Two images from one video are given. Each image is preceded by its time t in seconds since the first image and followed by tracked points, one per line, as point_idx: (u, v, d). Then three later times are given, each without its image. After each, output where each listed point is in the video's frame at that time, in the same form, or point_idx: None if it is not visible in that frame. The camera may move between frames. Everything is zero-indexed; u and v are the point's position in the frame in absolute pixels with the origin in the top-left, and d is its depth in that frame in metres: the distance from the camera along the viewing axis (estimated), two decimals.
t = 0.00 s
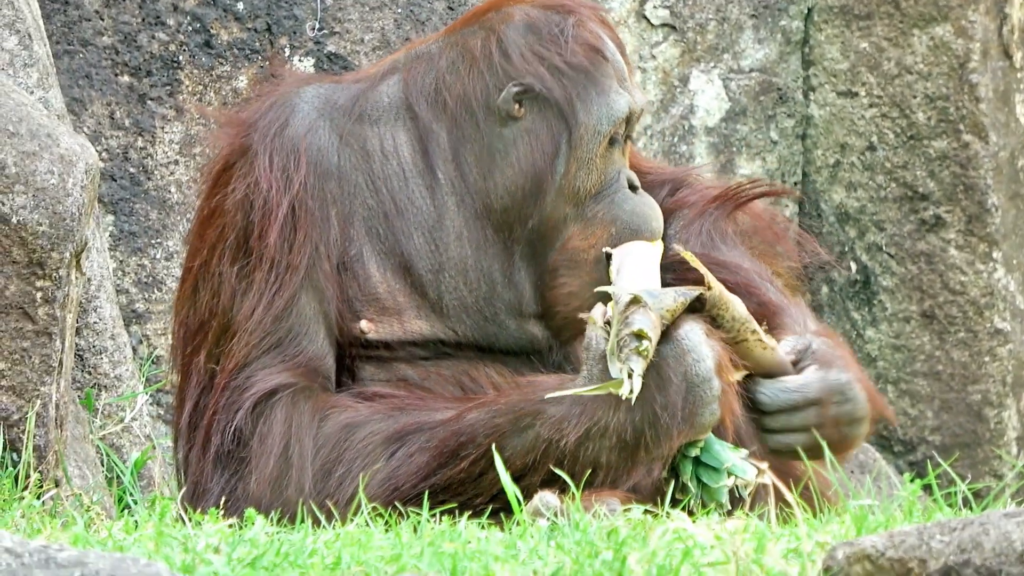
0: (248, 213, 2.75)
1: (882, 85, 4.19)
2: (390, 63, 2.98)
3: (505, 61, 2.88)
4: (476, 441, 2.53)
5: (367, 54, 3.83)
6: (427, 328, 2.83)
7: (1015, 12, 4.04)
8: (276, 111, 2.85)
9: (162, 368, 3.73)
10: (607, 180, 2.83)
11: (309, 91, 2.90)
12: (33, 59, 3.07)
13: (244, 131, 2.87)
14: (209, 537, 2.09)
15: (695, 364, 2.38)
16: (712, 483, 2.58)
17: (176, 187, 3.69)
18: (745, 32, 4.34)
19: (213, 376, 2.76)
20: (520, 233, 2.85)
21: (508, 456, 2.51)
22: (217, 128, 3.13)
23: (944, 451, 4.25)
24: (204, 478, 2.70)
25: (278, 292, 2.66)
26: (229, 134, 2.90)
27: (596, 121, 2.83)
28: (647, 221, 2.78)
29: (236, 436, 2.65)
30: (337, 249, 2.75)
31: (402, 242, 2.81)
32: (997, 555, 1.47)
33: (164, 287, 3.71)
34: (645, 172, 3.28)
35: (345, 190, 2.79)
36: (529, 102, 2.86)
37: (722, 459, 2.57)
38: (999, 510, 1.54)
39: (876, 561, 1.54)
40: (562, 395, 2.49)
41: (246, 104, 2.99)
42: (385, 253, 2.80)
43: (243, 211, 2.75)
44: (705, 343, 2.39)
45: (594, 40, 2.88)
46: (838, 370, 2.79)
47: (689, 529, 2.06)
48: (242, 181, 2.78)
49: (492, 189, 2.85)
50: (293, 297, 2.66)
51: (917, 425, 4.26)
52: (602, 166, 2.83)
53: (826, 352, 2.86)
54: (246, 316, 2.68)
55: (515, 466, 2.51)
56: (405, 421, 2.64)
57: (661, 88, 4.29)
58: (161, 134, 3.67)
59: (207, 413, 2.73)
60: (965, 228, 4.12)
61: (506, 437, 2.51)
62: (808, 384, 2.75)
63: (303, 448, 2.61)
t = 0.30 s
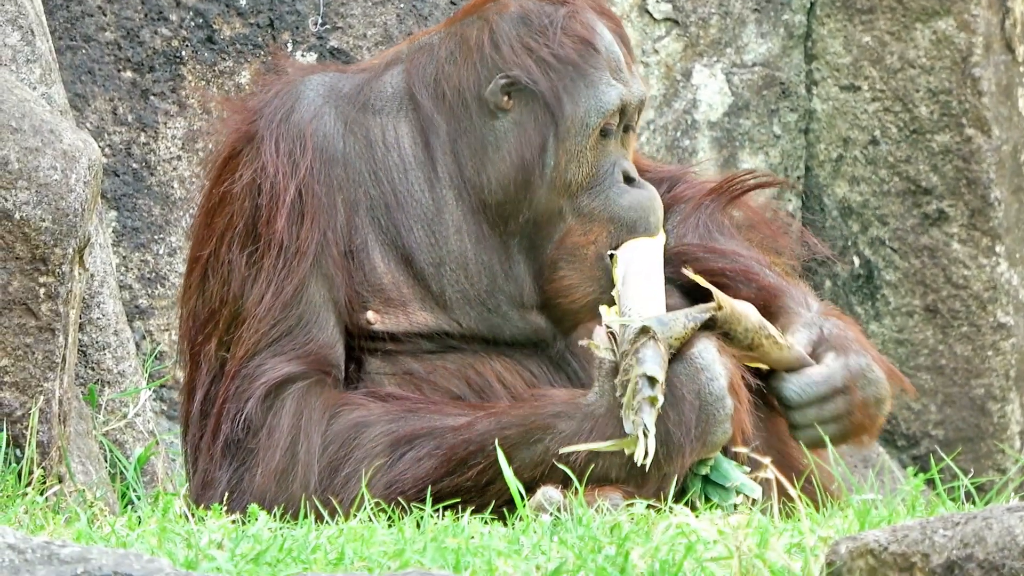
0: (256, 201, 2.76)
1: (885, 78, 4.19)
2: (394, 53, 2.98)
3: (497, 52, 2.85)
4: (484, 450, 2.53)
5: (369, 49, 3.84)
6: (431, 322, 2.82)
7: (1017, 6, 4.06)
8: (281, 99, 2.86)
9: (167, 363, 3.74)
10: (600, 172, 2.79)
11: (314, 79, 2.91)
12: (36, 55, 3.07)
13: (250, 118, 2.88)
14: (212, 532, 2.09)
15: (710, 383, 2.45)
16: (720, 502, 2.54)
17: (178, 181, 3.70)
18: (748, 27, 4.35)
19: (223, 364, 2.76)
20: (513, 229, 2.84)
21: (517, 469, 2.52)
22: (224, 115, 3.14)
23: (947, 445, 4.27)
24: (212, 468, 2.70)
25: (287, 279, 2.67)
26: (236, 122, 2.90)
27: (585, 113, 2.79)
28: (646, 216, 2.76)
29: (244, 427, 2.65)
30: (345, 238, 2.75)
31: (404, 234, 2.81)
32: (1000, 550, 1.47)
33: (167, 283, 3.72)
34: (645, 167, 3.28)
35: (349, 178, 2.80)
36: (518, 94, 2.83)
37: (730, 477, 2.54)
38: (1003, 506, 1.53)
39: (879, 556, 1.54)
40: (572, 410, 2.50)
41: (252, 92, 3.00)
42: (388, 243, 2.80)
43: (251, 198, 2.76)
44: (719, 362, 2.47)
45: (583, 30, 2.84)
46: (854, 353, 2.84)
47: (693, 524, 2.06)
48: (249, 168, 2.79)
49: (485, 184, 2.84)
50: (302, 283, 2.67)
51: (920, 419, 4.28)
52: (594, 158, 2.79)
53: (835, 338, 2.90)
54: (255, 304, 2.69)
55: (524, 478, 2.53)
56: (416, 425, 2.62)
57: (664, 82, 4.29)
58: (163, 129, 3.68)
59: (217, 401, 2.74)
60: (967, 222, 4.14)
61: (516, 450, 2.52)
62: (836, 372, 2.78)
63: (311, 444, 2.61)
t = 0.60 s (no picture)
0: (259, 199, 2.76)
1: (885, 76, 4.24)
2: (395, 52, 2.99)
3: (492, 57, 2.85)
4: (488, 452, 2.53)
5: (369, 47, 3.82)
6: (434, 321, 2.81)
7: (1017, 3, 4.16)
8: (283, 97, 2.87)
9: (166, 362, 3.74)
10: (600, 174, 2.80)
11: (316, 77, 2.92)
12: (35, 54, 3.07)
13: (252, 116, 2.88)
14: (212, 531, 2.09)
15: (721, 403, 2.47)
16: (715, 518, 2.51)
17: (177, 180, 3.70)
18: (748, 25, 4.31)
19: (226, 362, 2.76)
20: (514, 233, 2.84)
21: (519, 472, 2.52)
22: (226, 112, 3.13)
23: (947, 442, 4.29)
24: (214, 466, 2.70)
25: (289, 277, 2.68)
26: (239, 119, 2.91)
27: (581, 117, 2.80)
28: (649, 217, 2.75)
29: (245, 426, 2.65)
30: (347, 237, 2.75)
31: (405, 234, 2.81)
32: (1000, 547, 1.46)
33: (167, 282, 3.72)
34: (649, 166, 3.28)
35: (351, 177, 2.80)
36: (514, 101, 2.84)
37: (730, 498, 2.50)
38: (1003, 502, 1.52)
39: (879, 554, 1.55)
40: (579, 415, 2.53)
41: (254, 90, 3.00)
42: (389, 243, 2.80)
43: (254, 196, 2.76)
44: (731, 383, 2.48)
45: (577, 34, 2.84)
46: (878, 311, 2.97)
47: (693, 522, 2.06)
48: (251, 166, 2.79)
49: (486, 188, 2.84)
50: (304, 281, 2.67)
51: (920, 417, 4.30)
52: (593, 161, 2.80)
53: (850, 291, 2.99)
54: (258, 302, 2.69)
55: (525, 480, 2.52)
56: (420, 425, 2.62)
57: (663, 80, 4.26)
58: (163, 128, 3.68)
59: (219, 399, 2.73)
60: (967, 219, 4.17)
61: (519, 452, 2.52)
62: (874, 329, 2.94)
63: (313, 443, 2.61)
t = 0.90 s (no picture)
0: (263, 195, 2.75)
1: (882, 74, 4.23)
2: (401, 54, 2.99)
3: (499, 66, 2.85)
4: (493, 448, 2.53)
5: (366, 46, 3.82)
6: (435, 321, 2.82)
7: (1014, 1, 4.11)
8: (288, 95, 2.86)
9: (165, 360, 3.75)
10: (599, 190, 2.80)
11: (321, 76, 2.91)
12: (33, 52, 3.06)
13: (256, 113, 2.88)
14: (209, 529, 2.09)
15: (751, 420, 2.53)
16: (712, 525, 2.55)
17: (175, 179, 3.70)
18: (745, 23, 4.33)
19: (228, 359, 2.74)
20: (515, 241, 2.83)
21: (522, 470, 2.52)
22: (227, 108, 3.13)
23: (944, 440, 4.31)
24: (216, 462, 2.69)
25: (293, 274, 2.66)
26: (243, 116, 2.90)
27: (583, 134, 2.79)
28: (649, 234, 2.76)
29: (248, 421, 2.64)
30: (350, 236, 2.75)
31: (406, 235, 2.81)
32: (995, 544, 1.46)
33: (164, 280, 3.73)
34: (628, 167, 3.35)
35: (355, 175, 2.80)
36: (517, 112, 2.83)
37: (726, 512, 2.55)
38: (1000, 499, 1.52)
39: (875, 552, 1.56)
40: (587, 416, 2.55)
41: (258, 87, 2.99)
42: (391, 243, 2.80)
43: (258, 192, 2.75)
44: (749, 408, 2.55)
45: (586, 51, 2.83)
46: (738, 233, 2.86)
47: (689, 519, 2.07)
48: (255, 162, 2.78)
49: (486, 197, 2.84)
50: (308, 279, 2.66)
51: (917, 415, 4.33)
52: (592, 177, 2.80)
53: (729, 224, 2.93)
54: (260, 299, 2.68)
55: (526, 478, 2.52)
56: (423, 423, 2.62)
57: (660, 78, 4.29)
58: (161, 126, 3.69)
59: (222, 396, 2.72)
60: (964, 217, 4.17)
61: (523, 450, 2.52)
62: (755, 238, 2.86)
63: (317, 439, 2.61)
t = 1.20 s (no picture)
0: (249, 201, 2.74)
1: (877, 76, 4.24)
2: (395, 59, 2.97)
3: (493, 88, 2.84)
4: (481, 442, 2.53)
5: (362, 47, 3.83)
6: (419, 330, 2.85)
7: (1010, 3, 4.11)
8: (276, 100, 2.86)
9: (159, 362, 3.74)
10: (575, 222, 2.76)
11: (310, 81, 2.90)
12: (28, 53, 3.07)
13: (243, 117, 2.87)
14: (203, 531, 2.08)
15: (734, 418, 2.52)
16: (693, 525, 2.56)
17: (170, 180, 3.71)
18: (740, 25, 4.33)
19: (215, 364, 2.74)
20: (493, 260, 2.83)
21: (510, 462, 2.51)
22: (218, 111, 3.13)
23: (939, 443, 4.31)
24: (206, 467, 2.69)
25: (279, 281, 2.66)
26: (231, 119, 2.89)
27: (565, 166, 2.76)
28: (614, 269, 2.75)
29: (236, 425, 2.64)
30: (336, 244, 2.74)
31: (393, 245, 2.81)
32: (991, 546, 1.46)
33: (159, 282, 3.73)
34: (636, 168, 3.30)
35: (342, 182, 2.79)
36: (505, 135, 2.81)
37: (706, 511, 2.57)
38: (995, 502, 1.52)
39: (871, 554, 1.55)
40: (574, 406, 2.53)
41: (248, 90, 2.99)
42: (376, 250, 2.81)
43: (243, 198, 2.75)
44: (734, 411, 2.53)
45: (582, 83, 2.79)
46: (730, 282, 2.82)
47: (684, 522, 2.06)
48: (242, 167, 2.78)
49: (466, 217, 2.83)
50: (294, 286, 2.65)
51: (912, 417, 4.33)
52: (569, 209, 2.76)
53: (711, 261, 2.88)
54: (247, 305, 2.68)
55: (514, 470, 2.51)
56: (409, 420, 2.63)
57: (655, 80, 4.27)
58: (156, 128, 3.69)
59: (210, 401, 2.72)
60: (960, 220, 4.18)
61: (512, 442, 2.51)
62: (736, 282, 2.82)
63: (306, 441, 2.61)
